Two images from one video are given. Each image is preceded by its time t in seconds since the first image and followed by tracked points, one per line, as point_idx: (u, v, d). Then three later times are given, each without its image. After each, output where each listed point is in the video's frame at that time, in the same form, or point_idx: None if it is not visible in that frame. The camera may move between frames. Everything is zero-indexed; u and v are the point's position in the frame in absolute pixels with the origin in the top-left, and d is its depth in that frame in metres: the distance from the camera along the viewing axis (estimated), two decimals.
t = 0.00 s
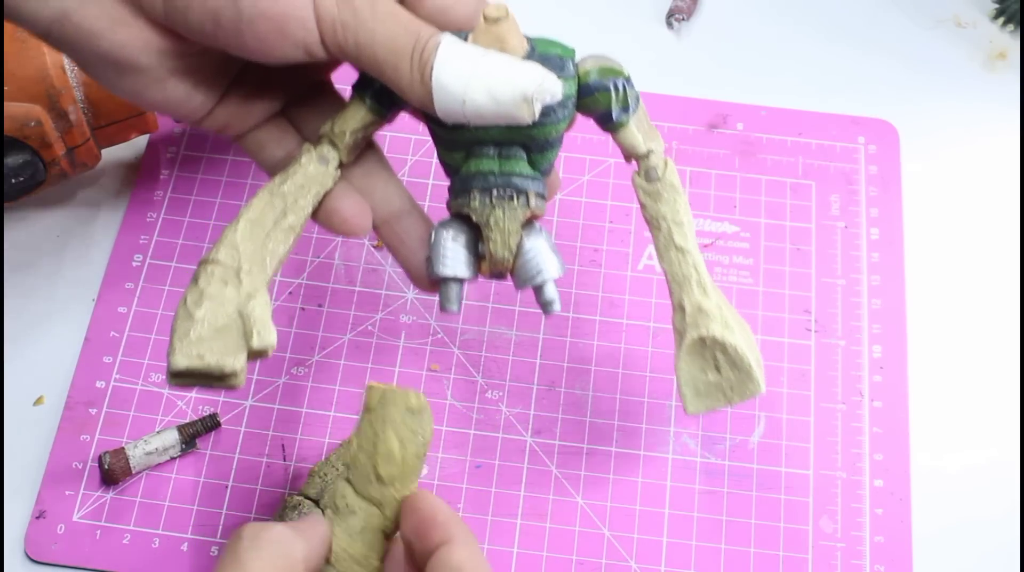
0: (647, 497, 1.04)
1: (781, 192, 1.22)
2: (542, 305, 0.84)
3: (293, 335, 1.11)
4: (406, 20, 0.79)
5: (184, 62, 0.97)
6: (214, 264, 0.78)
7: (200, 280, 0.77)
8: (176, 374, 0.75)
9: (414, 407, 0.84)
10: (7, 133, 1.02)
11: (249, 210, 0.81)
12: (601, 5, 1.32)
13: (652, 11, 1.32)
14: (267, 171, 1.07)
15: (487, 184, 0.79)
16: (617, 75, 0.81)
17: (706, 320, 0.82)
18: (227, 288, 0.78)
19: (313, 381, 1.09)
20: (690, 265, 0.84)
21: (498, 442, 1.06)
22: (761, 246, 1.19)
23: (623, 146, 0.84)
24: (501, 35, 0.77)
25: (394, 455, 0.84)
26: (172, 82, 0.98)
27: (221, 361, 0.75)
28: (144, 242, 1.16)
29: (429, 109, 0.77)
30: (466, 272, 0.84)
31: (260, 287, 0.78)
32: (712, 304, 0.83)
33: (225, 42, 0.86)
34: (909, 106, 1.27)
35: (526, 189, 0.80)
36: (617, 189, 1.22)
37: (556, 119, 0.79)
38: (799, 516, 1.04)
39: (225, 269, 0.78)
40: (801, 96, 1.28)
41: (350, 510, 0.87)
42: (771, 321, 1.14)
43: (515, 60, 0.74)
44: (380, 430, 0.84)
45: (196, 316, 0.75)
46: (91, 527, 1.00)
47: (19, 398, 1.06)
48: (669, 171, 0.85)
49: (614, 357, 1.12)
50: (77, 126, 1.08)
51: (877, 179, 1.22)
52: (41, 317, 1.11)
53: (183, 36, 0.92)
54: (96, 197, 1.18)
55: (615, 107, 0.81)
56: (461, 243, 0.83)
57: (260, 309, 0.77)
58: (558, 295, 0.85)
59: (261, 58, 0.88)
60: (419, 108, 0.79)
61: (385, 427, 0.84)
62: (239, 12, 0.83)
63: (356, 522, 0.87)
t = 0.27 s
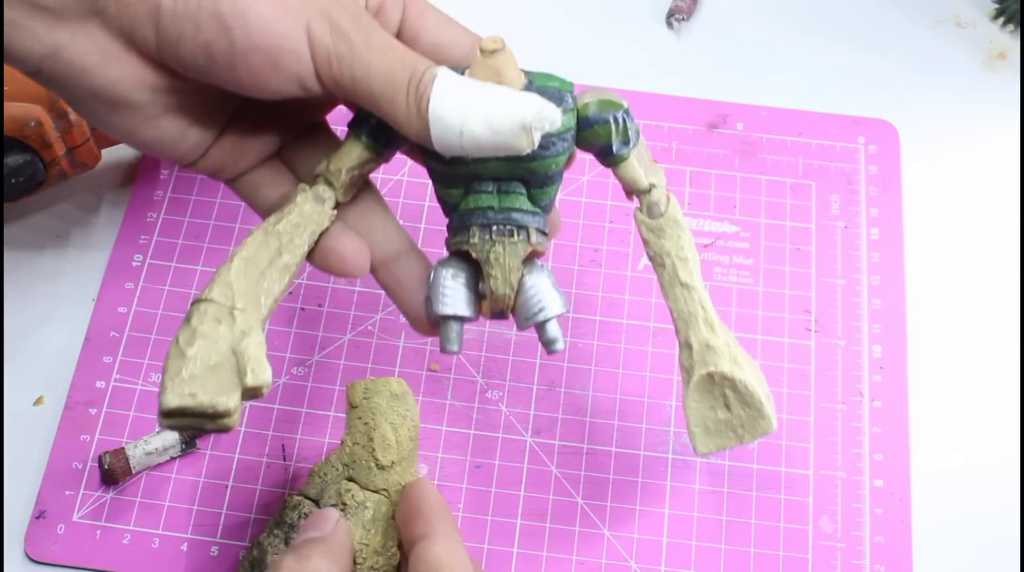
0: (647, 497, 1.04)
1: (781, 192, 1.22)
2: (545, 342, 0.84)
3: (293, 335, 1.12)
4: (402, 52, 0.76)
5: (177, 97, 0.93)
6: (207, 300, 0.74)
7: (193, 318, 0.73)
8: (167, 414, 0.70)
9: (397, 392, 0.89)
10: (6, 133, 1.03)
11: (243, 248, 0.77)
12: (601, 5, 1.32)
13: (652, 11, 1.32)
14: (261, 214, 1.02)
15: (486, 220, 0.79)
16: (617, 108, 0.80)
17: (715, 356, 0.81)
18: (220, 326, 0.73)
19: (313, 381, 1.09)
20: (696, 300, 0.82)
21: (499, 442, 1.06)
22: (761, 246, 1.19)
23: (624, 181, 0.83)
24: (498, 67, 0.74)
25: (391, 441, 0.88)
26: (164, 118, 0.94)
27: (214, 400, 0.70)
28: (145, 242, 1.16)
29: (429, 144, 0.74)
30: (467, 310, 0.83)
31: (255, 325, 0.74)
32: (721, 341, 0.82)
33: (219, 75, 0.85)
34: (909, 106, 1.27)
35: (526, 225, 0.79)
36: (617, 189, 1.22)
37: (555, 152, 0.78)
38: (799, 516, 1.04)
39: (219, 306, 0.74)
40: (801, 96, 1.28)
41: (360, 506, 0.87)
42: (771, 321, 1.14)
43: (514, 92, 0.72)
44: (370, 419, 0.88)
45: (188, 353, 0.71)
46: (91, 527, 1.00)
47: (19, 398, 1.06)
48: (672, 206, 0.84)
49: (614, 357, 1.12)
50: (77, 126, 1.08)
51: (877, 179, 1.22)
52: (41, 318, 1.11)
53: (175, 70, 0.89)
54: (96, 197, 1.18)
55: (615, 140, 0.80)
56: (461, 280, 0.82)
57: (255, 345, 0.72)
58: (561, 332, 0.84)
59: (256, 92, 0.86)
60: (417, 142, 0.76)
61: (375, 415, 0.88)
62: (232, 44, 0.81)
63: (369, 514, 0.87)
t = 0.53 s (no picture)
0: (647, 497, 1.04)
1: (781, 192, 1.22)
2: (530, 384, 0.82)
3: (293, 335, 1.12)
4: (385, 90, 0.75)
5: (161, 127, 0.92)
6: (184, 336, 0.72)
7: (169, 355, 0.72)
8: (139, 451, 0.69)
9: (412, 368, 0.79)
10: (7, 134, 1.03)
11: (224, 283, 0.75)
12: (601, 5, 1.33)
13: (652, 11, 1.32)
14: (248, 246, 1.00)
15: (471, 261, 0.78)
16: (608, 149, 0.79)
17: (698, 407, 0.77)
18: (196, 363, 0.71)
19: (313, 381, 1.09)
20: (684, 350, 0.79)
21: (499, 442, 1.06)
22: (761, 246, 1.19)
23: (615, 223, 0.81)
24: (485, 107, 0.73)
25: (405, 418, 0.79)
26: (148, 148, 0.94)
27: (186, 440, 0.68)
28: (144, 242, 1.16)
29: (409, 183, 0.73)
30: (452, 350, 0.82)
31: (232, 363, 0.72)
32: (706, 392, 0.78)
33: (200, 106, 0.85)
34: (909, 106, 1.27)
35: (512, 266, 0.78)
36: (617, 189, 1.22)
37: (543, 193, 0.76)
38: (800, 516, 1.04)
39: (196, 342, 0.72)
40: (801, 95, 1.28)
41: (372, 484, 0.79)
42: (771, 321, 1.14)
43: (496, 134, 0.71)
44: (382, 396, 0.79)
45: (162, 391, 0.69)
46: (91, 527, 1.00)
47: (19, 397, 1.06)
48: (667, 251, 0.81)
49: (614, 357, 1.12)
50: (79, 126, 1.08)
51: (877, 179, 1.22)
52: (41, 318, 1.11)
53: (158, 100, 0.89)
54: (95, 198, 1.18)
55: (605, 183, 0.79)
56: (447, 320, 0.82)
57: (230, 384, 0.70)
58: (546, 374, 0.83)
59: (239, 124, 0.86)
60: (401, 182, 0.75)
61: (388, 393, 0.78)
62: (211, 74, 0.81)
63: (382, 493, 0.79)
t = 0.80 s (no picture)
0: (647, 498, 1.04)
1: (781, 192, 1.22)
2: (543, 378, 0.85)
3: (293, 335, 1.11)
4: (396, 83, 0.76)
5: (169, 125, 0.92)
6: (194, 329, 0.72)
7: (179, 347, 0.72)
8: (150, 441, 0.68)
9: (439, 356, 0.78)
10: (7, 133, 1.03)
11: (233, 277, 0.76)
12: (602, 5, 1.33)
13: (652, 11, 1.32)
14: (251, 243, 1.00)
15: (481, 255, 0.78)
16: (616, 142, 0.79)
17: (711, 397, 0.79)
18: (207, 355, 0.71)
19: (313, 381, 1.09)
20: (694, 341, 0.81)
21: (498, 442, 1.06)
22: (761, 246, 1.19)
23: (622, 217, 0.82)
24: (493, 100, 0.74)
25: (429, 406, 0.76)
26: (156, 145, 0.93)
27: (198, 430, 0.68)
28: (144, 242, 1.16)
29: (423, 176, 0.74)
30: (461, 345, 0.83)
31: (243, 355, 0.72)
32: (719, 382, 0.80)
33: (210, 104, 0.84)
34: (908, 106, 1.27)
35: (521, 259, 0.78)
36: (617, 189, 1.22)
37: (550, 186, 0.78)
38: (799, 516, 1.04)
39: (207, 335, 0.72)
40: (801, 95, 1.28)
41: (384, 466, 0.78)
42: (771, 321, 1.14)
43: (508, 126, 0.72)
44: (407, 380, 0.76)
45: (173, 381, 0.69)
46: (91, 527, 1.00)
47: (19, 397, 1.06)
48: (672, 244, 0.83)
49: (614, 357, 1.12)
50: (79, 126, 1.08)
51: (877, 179, 1.22)
52: (41, 318, 1.11)
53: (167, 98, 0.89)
54: (95, 197, 1.18)
55: (613, 175, 0.80)
56: (456, 316, 0.82)
57: (241, 375, 0.71)
58: (559, 367, 0.85)
59: (249, 122, 0.85)
60: (412, 175, 0.76)
61: (414, 378, 0.76)
62: (223, 73, 0.81)
63: (394, 476, 0.78)
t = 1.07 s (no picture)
0: (647, 497, 1.04)
1: (781, 192, 1.22)
2: (551, 392, 0.84)
3: (293, 335, 1.12)
4: (402, 101, 0.75)
5: (169, 140, 0.92)
6: (202, 346, 0.71)
7: (187, 363, 0.70)
8: (161, 460, 0.67)
9: (444, 358, 0.79)
10: (7, 133, 1.03)
11: (239, 294, 0.75)
12: (602, 5, 1.33)
13: (652, 10, 1.32)
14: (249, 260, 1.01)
15: (488, 269, 0.78)
16: (618, 153, 0.80)
17: (721, 406, 0.78)
18: (216, 370, 0.71)
19: (313, 381, 1.09)
20: (701, 350, 0.80)
21: (498, 442, 1.06)
22: (761, 246, 1.19)
23: (626, 228, 0.82)
24: (498, 112, 0.75)
25: (433, 408, 0.78)
26: (156, 161, 0.93)
27: (210, 446, 0.68)
28: (145, 242, 1.16)
29: (427, 194, 0.74)
30: (471, 360, 0.83)
31: (253, 370, 0.72)
32: (727, 390, 0.79)
33: (213, 120, 0.84)
34: (908, 106, 1.27)
35: (528, 272, 0.78)
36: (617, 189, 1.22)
37: (557, 199, 0.77)
38: (799, 516, 1.04)
39: (215, 351, 0.71)
40: (801, 95, 1.28)
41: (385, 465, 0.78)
42: (771, 321, 1.14)
43: (515, 144, 0.72)
44: (414, 379, 0.78)
45: (183, 398, 0.68)
46: (91, 527, 1.00)
47: (19, 397, 1.06)
48: (675, 255, 0.82)
49: (614, 357, 1.12)
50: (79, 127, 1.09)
51: (877, 179, 1.22)
52: (41, 318, 1.11)
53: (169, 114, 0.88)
54: (95, 197, 1.18)
55: (617, 187, 0.79)
56: (464, 332, 0.83)
57: (253, 390, 0.70)
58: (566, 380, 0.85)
59: (251, 137, 0.85)
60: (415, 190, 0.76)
61: (421, 377, 0.78)
62: (226, 89, 0.80)
63: (394, 477, 0.77)
